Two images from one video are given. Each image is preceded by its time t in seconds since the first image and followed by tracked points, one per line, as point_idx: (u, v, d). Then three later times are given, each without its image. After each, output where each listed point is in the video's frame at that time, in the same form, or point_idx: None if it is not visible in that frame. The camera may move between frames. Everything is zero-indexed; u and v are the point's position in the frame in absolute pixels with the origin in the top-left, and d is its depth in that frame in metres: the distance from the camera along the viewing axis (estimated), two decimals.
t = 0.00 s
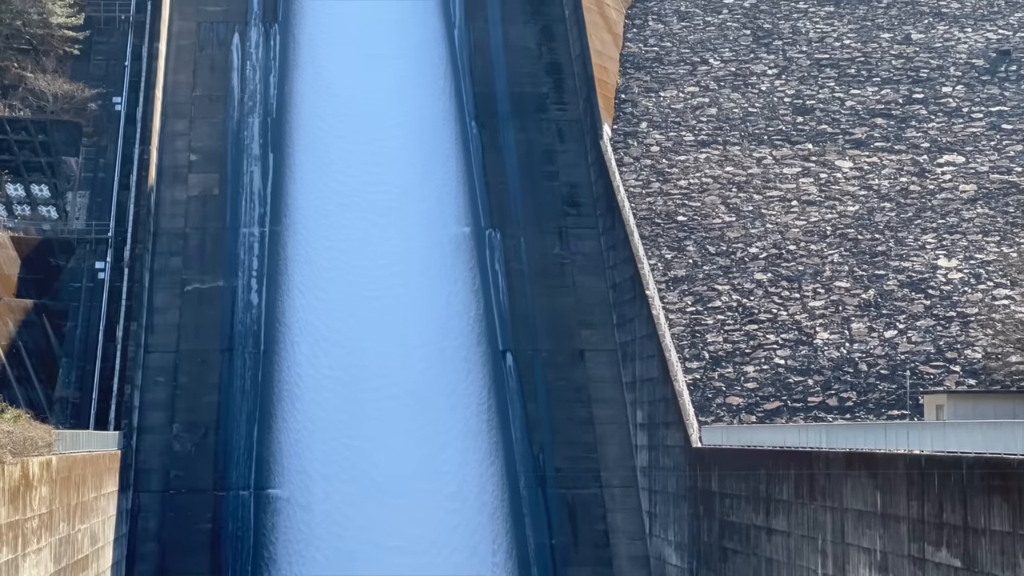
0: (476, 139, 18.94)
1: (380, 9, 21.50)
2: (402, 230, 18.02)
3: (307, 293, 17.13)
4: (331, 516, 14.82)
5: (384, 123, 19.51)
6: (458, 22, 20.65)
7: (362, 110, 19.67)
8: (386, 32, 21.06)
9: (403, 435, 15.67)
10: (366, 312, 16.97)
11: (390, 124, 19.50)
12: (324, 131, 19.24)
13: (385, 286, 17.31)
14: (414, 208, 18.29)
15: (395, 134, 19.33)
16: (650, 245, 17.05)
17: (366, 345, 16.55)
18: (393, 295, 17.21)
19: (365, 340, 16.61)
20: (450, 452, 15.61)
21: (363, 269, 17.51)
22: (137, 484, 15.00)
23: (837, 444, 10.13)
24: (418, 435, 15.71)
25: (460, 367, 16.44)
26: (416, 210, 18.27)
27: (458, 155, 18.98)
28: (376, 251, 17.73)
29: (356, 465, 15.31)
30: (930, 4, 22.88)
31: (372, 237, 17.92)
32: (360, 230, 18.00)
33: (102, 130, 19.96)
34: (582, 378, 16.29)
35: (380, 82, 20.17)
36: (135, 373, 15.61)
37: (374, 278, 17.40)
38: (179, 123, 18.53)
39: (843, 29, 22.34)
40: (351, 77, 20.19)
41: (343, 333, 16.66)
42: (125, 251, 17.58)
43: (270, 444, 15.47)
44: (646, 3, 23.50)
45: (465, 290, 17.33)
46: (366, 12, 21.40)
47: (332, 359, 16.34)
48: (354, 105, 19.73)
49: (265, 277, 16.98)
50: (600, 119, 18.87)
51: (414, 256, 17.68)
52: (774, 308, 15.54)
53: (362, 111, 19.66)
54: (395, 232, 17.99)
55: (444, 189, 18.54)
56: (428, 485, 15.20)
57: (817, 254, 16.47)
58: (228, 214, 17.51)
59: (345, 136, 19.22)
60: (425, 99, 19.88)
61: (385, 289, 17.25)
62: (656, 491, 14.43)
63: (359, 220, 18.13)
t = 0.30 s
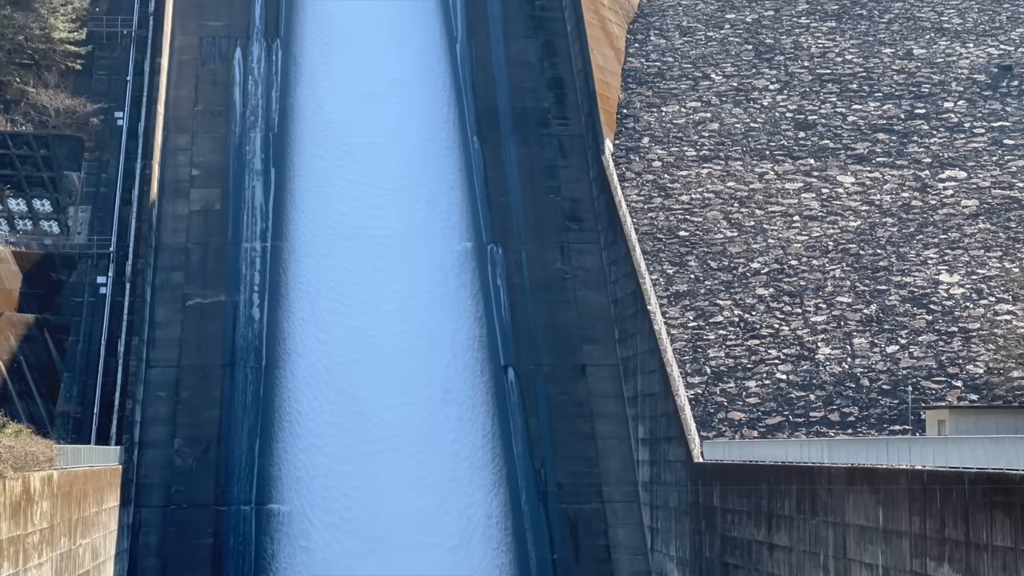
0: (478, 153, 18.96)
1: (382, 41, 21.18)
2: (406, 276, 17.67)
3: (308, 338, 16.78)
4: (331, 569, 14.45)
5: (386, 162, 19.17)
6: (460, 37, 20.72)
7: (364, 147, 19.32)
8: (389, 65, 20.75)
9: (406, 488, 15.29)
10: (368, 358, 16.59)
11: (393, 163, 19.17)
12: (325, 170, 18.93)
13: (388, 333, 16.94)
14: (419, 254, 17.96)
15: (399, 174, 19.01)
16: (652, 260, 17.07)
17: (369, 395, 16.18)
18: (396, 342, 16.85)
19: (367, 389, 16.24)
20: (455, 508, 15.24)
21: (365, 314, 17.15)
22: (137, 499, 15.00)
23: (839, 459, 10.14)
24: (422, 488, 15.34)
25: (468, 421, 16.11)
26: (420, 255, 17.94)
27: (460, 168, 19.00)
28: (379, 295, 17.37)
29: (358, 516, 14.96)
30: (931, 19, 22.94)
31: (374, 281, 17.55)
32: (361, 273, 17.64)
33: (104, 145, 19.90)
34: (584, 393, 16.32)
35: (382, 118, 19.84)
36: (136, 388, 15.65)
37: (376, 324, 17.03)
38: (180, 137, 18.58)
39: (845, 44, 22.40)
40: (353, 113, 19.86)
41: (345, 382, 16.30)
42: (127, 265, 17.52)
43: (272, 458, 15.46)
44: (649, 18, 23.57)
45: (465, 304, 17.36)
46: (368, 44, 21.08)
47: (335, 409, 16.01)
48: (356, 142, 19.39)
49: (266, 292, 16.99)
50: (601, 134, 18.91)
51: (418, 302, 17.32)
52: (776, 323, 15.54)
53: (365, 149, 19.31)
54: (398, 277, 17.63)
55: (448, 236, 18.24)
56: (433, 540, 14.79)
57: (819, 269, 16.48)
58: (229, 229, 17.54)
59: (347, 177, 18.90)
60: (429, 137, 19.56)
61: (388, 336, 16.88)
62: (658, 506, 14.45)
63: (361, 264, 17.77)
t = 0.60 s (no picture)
0: (480, 168, 18.97)
1: (384, 70, 20.78)
2: (410, 321, 17.26)
3: (309, 385, 16.37)
4: None
5: (389, 201, 18.77)
6: (462, 51, 20.74)
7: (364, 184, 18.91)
8: (390, 95, 20.34)
9: (410, 544, 14.89)
10: (370, 407, 16.17)
11: (395, 201, 18.76)
12: (326, 208, 18.54)
13: (391, 380, 16.49)
14: (423, 297, 17.54)
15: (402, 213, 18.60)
16: (654, 274, 17.09)
17: (371, 446, 15.77)
18: (399, 389, 16.42)
19: (369, 440, 15.84)
20: (461, 564, 14.86)
21: (367, 359, 16.70)
22: (139, 513, 15.02)
23: (841, 474, 10.15)
24: (425, 543, 14.93)
25: (472, 473, 15.72)
26: (424, 298, 17.53)
27: (461, 182, 19.01)
28: (381, 339, 16.93)
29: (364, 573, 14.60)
30: (933, 33, 22.97)
31: (377, 326, 17.13)
32: (364, 318, 17.23)
33: (106, 159, 19.99)
34: (586, 407, 16.39)
35: (385, 154, 19.44)
36: (139, 403, 15.67)
37: (379, 369, 16.60)
38: (182, 152, 18.62)
39: (847, 59, 22.45)
40: (354, 148, 19.45)
41: (347, 432, 15.91)
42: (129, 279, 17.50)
43: (274, 473, 15.49)
44: (650, 32, 23.62)
45: (467, 319, 17.36)
46: (369, 74, 20.67)
47: (336, 460, 15.62)
48: (358, 180, 18.99)
49: (268, 306, 17.02)
50: (604, 148, 18.92)
51: (422, 349, 16.92)
52: (778, 337, 15.56)
53: (366, 187, 18.90)
54: (401, 323, 17.23)
55: (452, 277, 17.82)
56: None
57: (821, 283, 16.49)
58: (231, 243, 17.58)
59: (349, 216, 18.50)
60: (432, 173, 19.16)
61: (391, 384, 16.45)
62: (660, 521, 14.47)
63: (363, 308, 17.35)
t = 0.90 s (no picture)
0: (482, 182, 19.02)
1: (384, 100, 20.48)
2: (411, 361, 16.94)
3: (308, 430, 16.08)
4: None
5: (390, 240, 18.46)
6: (463, 65, 20.79)
7: (364, 221, 18.60)
8: (391, 127, 20.02)
9: None
10: (371, 452, 15.86)
11: (397, 240, 18.47)
12: (327, 246, 18.22)
13: (392, 426, 16.20)
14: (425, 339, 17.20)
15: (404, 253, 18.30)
16: (655, 287, 17.12)
17: (372, 495, 15.45)
18: (400, 437, 16.10)
19: (370, 489, 15.52)
20: None
21: (368, 406, 16.37)
22: (141, 526, 15.10)
23: (842, 487, 10.16)
24: None
25: (475, 523, 15.41)
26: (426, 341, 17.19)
27: (462, 194, 19.04)
28: (382, 382, 16.61)
29: None
30: (935, 46, 23.01)
31: (378, 369, 16.77)
32: (364, 360, 16.86)
33: (108, 172, 20.08)
34: (588, 420, 16.46)
35: (386, 190, 19.11)
36: (141, 415, 15.74)
37: (379, 416, 16.28)
38: (185, 164, 18.66)
39: (848, 72, 22.51)
40: (355, 184, 19.15)
41: (348, 478, 15.60)
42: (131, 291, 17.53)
43: (275, 486, 15.54)
44: (652, 45, 23.68)
45: (469, 333, 17.36)
46: (369, 104, 20.36)
47: (338, 509, 15.29)
48: (359, 216, 18.67)
49: (270, 319, 17.07)
50: (606, 161, 18.93)
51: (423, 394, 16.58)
52: (780, 350, 15.56)
53: (367, 224, 18.56)
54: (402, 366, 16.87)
55: (454, 319, 17.52)
56: None
57: (823, 296, 16.51)
58: (233, 256, 17.64)
59: (350, 255, 18.17)
60: (434, 211, 18.87)
61: (393, 429, 16.15)
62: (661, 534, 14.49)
63: (363, 349, 17.00)
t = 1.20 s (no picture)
0: (483, 195, 19.01)
1: (386, 130, 20.17)
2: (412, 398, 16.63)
3: (308, 474, 15.81)
4: None
5: (391, 275, 18.10)
6: (465, 77, 20.81)
7: (364, 256, 18.31)
8: (392, 159, 19.71)
9: None
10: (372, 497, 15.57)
11: (397, 274, 18.11)
12: (327, 282, 17.88)
13: (393, 468, 15.90)
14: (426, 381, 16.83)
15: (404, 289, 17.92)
16: (656, 300, 17.13)
17: (374, 542, 15.13)
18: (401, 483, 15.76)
19: (372, 538, 15.18)
20: None
21: (369, 450, 16.03)
22: (142, 539, 15.14)
23: (843, 500, 10.18)
24: None
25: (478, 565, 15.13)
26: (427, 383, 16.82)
27: (464, 205, 19.02)
28: (382, 422, 16.32)
29: None
30: (936, 59, 23.06)
31: (379, 411, 16.43)
32: (364, 402, 16.52)
33: (109, 184, 20.07)
34: (589, 433, 16.49)
35: (386, 224, 18.79)
36: (142, 428, 15.77)
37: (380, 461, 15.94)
38: (186, 177, 18.72)
39: (850, 85, 22.56)
40: (355, 217, 18.81)
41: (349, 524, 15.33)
42: (132, 304, 17.56)
43: (275, 499, 15.54)
44: (654, 58, 23.73)
45: (471, 345, 17.32)
46: (371, 134, 20.07)
47: (340, 558, 14.99)
48: (359, 251, 18.37)
49: (271, 332, 17.07)
50: (607, 174, 18.97)
51: (425, 438, 16.22)
52: (781, 363, 15.57)
53: (367, 259, 18.28)
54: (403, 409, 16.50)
55: (454, 353, 17.21)
56: None
57: (824, 309, 16.53)
58: (234, 269, 17.67)
59: (350, 292, 17.83)
60: (436, 247, 18.54)
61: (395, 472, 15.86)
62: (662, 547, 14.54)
63: (363, 390, 16.64)
